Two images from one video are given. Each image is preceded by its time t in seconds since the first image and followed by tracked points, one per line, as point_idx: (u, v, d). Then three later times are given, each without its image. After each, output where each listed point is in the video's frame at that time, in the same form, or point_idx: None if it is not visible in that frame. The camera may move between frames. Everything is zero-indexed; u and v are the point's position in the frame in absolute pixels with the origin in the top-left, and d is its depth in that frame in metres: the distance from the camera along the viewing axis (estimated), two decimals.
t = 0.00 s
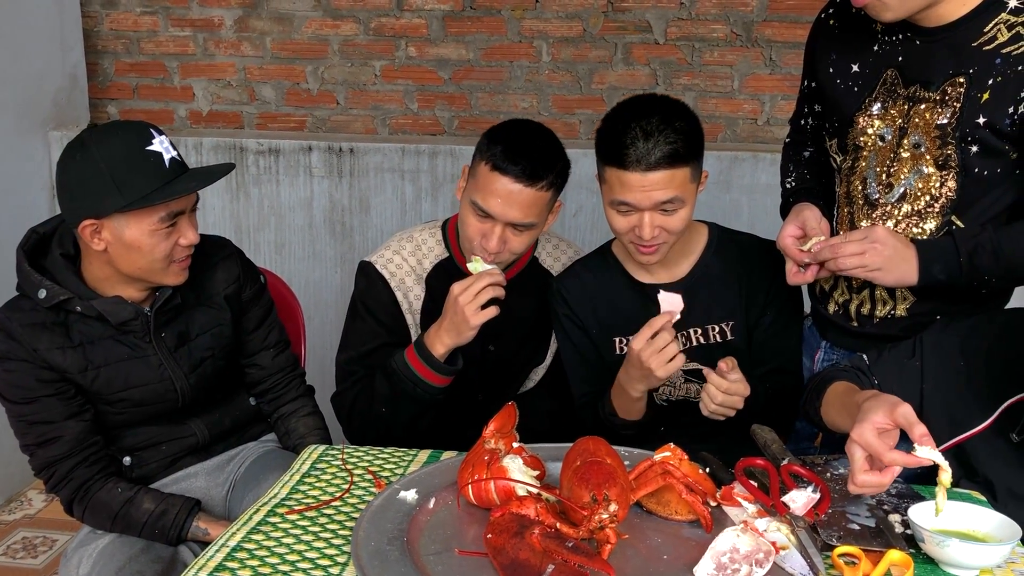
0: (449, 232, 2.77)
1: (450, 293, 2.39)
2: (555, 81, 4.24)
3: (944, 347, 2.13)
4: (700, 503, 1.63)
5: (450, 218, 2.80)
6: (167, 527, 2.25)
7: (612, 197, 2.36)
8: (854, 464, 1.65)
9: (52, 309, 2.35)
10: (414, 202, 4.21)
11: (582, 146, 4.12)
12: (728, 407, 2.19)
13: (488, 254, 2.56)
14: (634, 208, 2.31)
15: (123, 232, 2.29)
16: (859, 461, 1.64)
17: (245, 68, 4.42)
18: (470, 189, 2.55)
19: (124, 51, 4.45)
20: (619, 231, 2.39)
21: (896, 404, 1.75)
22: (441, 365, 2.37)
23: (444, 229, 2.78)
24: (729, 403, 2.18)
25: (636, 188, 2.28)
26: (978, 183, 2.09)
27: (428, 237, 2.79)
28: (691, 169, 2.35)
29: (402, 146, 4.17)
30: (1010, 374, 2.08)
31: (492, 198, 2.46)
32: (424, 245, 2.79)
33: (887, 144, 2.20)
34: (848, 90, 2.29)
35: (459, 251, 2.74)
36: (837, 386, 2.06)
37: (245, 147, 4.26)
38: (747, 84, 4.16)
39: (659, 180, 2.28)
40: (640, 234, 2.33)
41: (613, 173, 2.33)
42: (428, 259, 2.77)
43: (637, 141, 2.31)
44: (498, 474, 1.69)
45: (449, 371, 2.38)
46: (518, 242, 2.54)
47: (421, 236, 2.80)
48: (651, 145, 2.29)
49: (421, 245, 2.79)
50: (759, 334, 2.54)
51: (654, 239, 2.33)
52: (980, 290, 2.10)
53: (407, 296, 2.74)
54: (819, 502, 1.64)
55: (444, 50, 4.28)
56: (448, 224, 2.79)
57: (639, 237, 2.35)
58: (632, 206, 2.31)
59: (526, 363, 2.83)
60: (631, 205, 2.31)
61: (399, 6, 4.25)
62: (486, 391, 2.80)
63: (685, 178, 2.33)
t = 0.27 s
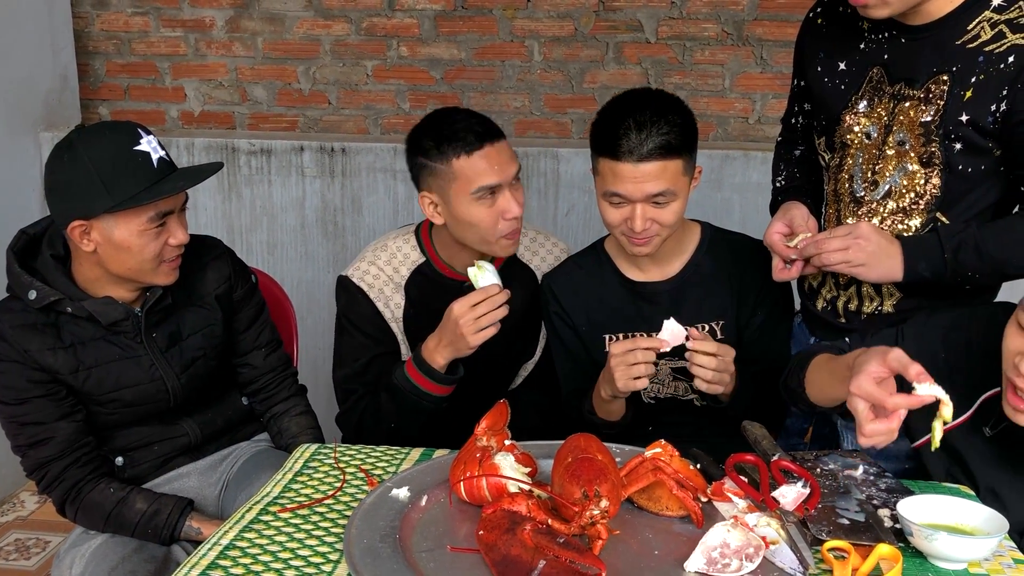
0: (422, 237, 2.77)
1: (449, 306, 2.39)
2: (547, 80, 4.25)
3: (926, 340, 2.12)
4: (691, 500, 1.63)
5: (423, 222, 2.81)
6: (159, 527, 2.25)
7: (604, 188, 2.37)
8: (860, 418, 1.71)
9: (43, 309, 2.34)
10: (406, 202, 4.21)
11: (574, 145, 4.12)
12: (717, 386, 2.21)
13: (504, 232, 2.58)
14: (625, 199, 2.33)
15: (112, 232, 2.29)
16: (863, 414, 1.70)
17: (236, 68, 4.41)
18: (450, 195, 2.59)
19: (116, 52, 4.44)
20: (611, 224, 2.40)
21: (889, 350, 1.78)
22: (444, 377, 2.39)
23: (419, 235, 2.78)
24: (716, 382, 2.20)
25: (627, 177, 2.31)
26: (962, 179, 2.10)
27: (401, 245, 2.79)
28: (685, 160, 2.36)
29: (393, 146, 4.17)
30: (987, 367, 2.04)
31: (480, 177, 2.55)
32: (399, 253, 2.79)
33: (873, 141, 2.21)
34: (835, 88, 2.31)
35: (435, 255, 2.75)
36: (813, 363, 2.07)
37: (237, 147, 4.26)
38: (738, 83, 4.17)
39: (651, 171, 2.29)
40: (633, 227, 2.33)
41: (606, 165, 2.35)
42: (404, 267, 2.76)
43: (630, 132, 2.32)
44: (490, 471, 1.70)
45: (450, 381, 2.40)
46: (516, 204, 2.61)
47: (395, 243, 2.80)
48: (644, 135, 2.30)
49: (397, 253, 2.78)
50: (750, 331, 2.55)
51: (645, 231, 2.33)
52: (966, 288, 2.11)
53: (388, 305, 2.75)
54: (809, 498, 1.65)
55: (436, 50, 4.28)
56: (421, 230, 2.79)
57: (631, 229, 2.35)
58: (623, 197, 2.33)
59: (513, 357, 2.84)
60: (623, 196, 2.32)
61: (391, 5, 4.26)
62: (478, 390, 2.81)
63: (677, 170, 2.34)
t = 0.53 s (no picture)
0: (394, 243, 2.79)
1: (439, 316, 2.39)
2: (538, 80, 4.27)
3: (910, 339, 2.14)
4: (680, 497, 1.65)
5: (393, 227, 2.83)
6: (152, 527, 2.26)
7: (601, 193, 2.38)
8: (889, 338, 1.68)
9: (36, 310, 2.35)
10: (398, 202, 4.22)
11: (565, 145, 4.14)
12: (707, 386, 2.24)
13: (477, 208, 2.65)
14: (622, 202, 2.34)
15: (104, 234, 2.30)
16: (892, 333, 1.67)
17: (228, 69, 4.42)
18: (417, 186, 2.65)
19: (107, 52, 4.44)
20: (608, 227, 2.42)
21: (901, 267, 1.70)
22: (435, 379, 2.42)
23: (389, 241, 2.79)
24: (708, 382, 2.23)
25: (625, 181, 2.32)
26: (944, 179, 2.12)
27: (373, 253, 2.80)
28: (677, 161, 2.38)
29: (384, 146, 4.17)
30: (960, 350, 1.88)
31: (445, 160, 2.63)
32: (372, 261, 2.80)
33: (858, 142, 2.24)
34: (820, 89, 2.33)
35: (407, 260, 2.76)
36: (794, 320, 2.07)
37: (229, 148, 4.26)
38: (728, 83, 4.19)
39: (648, 175, 2.31)
40: (631, 227, 2.35)
41: (602, 169, 2.36)
42: (379, 274, 2.78)
43: (623, 136, 2.33)
44: (481, 469, 1.71)
45: (443, 383, 2.43)
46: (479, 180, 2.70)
47: (367, 252, 2.81)
48: (640, 138, 2.32)
49: (370, 261, 2.79)
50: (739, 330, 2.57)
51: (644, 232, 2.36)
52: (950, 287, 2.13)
53: (365, 313, 2.76)
54: (797, 493, 1.66)
55: (427, 50, 4.29)
56: (391, 235, 2.80)
57: (628, 229, 2.37)
58: (621, 200, 2.34)
59: (503, 354, 2.86)
60: (620, 199, 2.34)
61: (382, 6, 4.27)
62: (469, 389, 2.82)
63: (672, 170, 2.36)
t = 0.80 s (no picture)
0: (385, 238, 2.80)
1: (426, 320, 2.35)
2: (531, 79, 4.28)
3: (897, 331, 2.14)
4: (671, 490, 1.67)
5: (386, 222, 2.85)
6: (149, 523, 2.27)
7: (602, 192, 2.40)
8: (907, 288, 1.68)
9: (32, 308, 2.36)
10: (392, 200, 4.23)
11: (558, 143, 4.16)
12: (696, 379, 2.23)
13: (440, 232, 2.58)
14: (622, 199, 2.35)
15: (93, 230, 2.31)
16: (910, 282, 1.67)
17: (222, 68, 4.42)
18: (392, 188, 2.62)
19: (101, 52, 4.45)
20: (609, 226, 2.42)
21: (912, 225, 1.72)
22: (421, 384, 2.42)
23: (381, 236, 2.80)
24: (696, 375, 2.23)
25: (626, 180, 2.34)
26: (929, 176, 2.13)
27: (365, 247, 2.82)
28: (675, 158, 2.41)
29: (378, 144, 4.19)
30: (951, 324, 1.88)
31: (421, 176, 2.55)
32: (363, 256, 2.82)
33: (845, 138, 2.26)
34: (808, 86, 2.36)
35: (399, 255, 2.78)
36: (784, 289, 2.03)
37: (223, 146, 4.27)
38: (720, 81, 4.22)
39: (648, 172, 2.33)
40: (631, 226, 2.36)
41: (602, 168, 2.38)
42: (369, 269, 2.80)
43: (622, 135, 2.35)
44: (475, 463, 1.73)
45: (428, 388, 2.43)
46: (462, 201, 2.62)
47: (359, 246, 2.82)
48: (640, 136, 2.34)
49: (362, 256, 2.81)
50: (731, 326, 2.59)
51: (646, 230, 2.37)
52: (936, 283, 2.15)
53: (356, 307, 2.78)
54: (787, 486, 1.69)
55: (421, 48, 4.30)
56: (383, 230, 2.82)
57: (629, 228, 2.38)
58: (621, 199, 2.35)
59: (494, 351, 2.89)
60: (620, 197, 2.35)
61: (376, 5, 4.28)
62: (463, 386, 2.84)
63: (670, 167, 2.39)
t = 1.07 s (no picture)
0: (386, 231, 2.81)
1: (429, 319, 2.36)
2: (524, 74, 4.30)
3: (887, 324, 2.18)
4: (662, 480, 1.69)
5: (387, 217, 2.86)
6: (143, 515, 2.28)
7: (595, 186, 2.41)
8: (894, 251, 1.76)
9: (24, 302, 2.36)
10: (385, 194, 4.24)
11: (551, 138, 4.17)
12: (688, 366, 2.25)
13: (433, 231, 2.60)
14: (617, 190, 2.37)
15: (76, 221, 2.31)
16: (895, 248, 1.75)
17: (215, 63, 4.42)
18: (394, 177, 2.63)
19: (93, 47, 4.44)
20: (604, 220, 2.44)
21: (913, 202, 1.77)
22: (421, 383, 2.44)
23: (382, 229, 2.82)
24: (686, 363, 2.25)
25: (619, 172, 2.35)
26: (916, 166, 2.15)
27: (366, 240, 2.82)
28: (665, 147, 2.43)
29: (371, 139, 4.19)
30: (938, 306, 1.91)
31: (422, 172, 2.56)
32: (364, 249, 2.82)
33: (834, 130, 2.28)
34: (798, 79, 2.38)
35: (399, 247, 2.79)
36: (772, 263, 2.07)
37: (216, 142, 4.27)
38: (712, 76, 4.24)
39: (640, 163, 2.35)
40: (628, 217, 2.38)
41: (593, 162, 2.39)
42: (371, 262, 2.81)
43: (611, 129, 2.37)
44: (468, 453, 1.75)
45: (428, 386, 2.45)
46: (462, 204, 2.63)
47: (360, 240, 2.83)
48: (630, 128, 2.36)
49: (362, 249, 2.82)
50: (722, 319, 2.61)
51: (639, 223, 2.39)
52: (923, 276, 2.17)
53: (357, 301, 2.79)
54: (775, 476, 1.71)
55: (413, 44, 4.31)
56: (384, 224, 2.83)
57: (626, 220, 2.39)
58: (615, 189, 2.37)
59: (487, 345, 2.90)
60: (615, 189, 2.36)
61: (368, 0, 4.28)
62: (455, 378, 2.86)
63: (660, 157, 2.41)
